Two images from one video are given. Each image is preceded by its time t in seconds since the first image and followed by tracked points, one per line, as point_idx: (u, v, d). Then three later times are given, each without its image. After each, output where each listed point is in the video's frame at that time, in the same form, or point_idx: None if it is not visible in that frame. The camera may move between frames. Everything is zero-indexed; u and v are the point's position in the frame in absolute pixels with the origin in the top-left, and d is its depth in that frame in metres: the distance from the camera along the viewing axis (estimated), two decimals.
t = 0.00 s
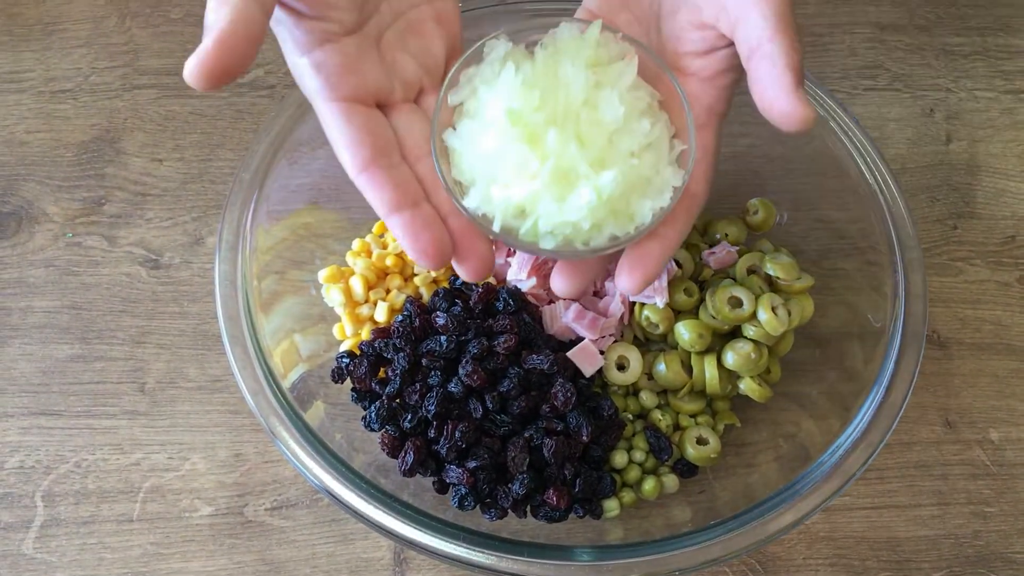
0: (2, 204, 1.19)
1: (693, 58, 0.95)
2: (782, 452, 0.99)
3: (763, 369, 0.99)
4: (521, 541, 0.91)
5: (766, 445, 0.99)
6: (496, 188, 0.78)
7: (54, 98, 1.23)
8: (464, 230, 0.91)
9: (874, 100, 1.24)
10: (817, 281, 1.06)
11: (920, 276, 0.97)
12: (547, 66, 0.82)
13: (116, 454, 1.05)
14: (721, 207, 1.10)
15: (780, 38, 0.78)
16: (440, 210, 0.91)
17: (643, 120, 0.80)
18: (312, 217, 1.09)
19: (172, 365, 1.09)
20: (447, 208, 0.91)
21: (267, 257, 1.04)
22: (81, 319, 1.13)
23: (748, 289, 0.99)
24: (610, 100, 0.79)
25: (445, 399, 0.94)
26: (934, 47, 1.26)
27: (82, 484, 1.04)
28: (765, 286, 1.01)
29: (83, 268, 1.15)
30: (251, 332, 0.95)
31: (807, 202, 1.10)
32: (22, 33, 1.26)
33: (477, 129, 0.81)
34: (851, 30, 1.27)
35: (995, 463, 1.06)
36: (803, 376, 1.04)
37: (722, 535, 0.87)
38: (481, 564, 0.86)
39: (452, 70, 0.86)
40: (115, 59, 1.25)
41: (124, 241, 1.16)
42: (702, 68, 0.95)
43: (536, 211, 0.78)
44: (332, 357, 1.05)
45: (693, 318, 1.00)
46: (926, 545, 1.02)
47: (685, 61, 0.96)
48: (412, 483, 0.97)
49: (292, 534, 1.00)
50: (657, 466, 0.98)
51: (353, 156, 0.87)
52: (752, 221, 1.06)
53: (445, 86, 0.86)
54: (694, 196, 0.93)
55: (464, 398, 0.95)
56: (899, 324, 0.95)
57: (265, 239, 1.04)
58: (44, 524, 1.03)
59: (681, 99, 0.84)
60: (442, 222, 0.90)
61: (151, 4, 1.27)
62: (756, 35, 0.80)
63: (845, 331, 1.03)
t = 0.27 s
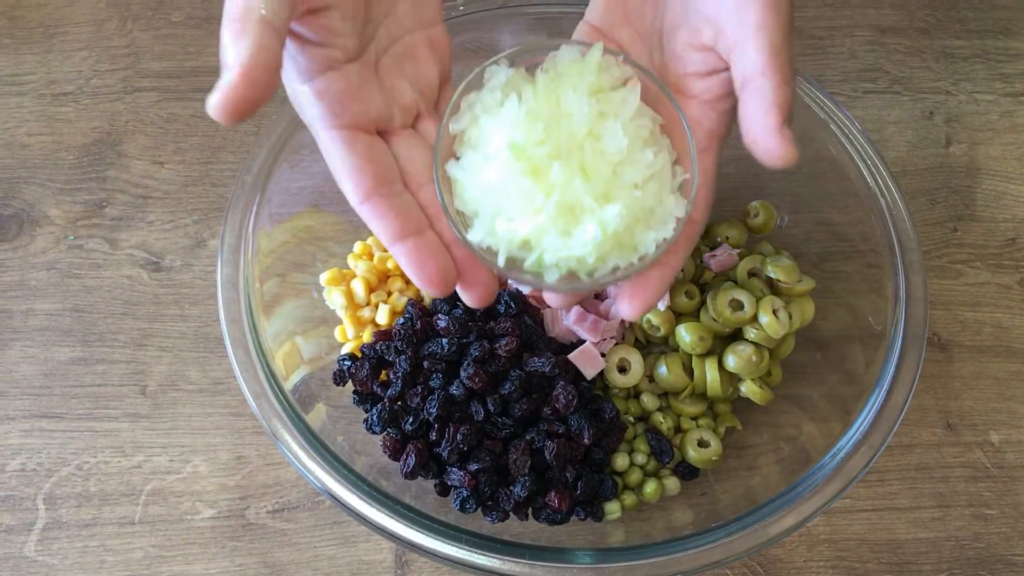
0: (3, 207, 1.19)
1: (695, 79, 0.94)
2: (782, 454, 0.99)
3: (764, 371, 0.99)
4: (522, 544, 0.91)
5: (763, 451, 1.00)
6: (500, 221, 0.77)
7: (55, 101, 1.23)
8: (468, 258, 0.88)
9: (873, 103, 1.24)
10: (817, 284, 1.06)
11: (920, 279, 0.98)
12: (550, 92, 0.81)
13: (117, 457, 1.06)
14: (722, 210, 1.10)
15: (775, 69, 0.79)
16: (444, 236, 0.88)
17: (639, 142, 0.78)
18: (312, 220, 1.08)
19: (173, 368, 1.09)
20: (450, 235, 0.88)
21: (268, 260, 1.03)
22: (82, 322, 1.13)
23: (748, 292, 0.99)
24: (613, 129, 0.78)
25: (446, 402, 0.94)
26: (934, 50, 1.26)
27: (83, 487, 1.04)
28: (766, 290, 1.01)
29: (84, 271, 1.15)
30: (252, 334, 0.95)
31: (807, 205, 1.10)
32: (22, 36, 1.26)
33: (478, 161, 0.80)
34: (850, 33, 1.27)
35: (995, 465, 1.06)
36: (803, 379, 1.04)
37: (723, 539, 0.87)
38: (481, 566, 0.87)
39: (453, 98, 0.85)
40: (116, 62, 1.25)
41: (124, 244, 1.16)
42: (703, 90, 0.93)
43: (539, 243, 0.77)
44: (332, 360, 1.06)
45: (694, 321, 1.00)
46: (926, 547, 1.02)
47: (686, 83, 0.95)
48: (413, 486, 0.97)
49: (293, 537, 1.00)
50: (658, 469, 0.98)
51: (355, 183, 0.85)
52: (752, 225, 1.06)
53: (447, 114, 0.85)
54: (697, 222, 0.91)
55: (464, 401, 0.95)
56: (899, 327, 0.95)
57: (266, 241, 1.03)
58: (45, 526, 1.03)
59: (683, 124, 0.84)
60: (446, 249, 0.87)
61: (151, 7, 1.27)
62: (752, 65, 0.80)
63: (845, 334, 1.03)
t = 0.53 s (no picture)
0: (2, 208, 1.19)
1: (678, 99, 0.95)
2: (780, 456, 0.99)
3: (762, 373, 0.99)
4: (521, 545, 0.91)
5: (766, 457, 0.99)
6: (493, 267, 0.73)
7: (54, 102, 1.23)
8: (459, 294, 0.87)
9: (871, 105, 1.24)
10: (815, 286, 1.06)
11: (918, 280, 0.98)
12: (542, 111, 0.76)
13: (116, 458, 1.06)
14: (720, 212, 1.10)
15: (752, 95, 0.81)
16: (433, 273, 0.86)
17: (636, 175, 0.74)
18: (310, 221, 1.06)
19: (172, 370, 1.09)
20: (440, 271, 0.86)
21: (266, 262, 1.03)
22: (81, 323, 1.13)
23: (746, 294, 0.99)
24: (613, 165, 0.73)
25: (445, 403, 0.95)
26: (932, 52, 1.27)
27: (82, 489, 1.04)
28: (764, 291, 1.01)
29: (83, 272, 1.15)
30: (251, 336, 0.95)
31: (805, 207, 1.10)
32: (21, 38, 1.27)
33: (469, 198, 0.74)
34: (848, 35, 1.27)
35: (993, 466, 1.06)
36: (801, 380, 1.04)
37: (721, 540, 0.87)
38: (481, 567, 0.87)
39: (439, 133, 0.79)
40: (115, 63, 1.25)
41: (123, 246, 1.16)
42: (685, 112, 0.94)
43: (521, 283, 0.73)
44: (332, 361, 1.06)
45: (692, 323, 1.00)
46: (924, 548, 1.02)
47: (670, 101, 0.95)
48: (412, 487, 0.97)
49: (292, 538, 1.00)
50: (657, 471, 0.98)
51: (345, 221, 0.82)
52: (751, 226, 1.06)
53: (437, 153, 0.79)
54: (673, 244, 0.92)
55: (463, 402, 0.95)
56: (897, 329, 0.95)
57: (266, 243, 1.03)
58: (44, 528, 1.03)
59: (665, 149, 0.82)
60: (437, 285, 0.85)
61: (150, 9, 1.27)
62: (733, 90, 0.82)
63: (843, 336, 1.03)
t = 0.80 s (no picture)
0: None
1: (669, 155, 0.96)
2: (776, 455, 0.98)
3: (757, 372, 1.00)
4: (516, 543, 0.91)
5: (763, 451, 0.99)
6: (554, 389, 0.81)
7: (48, 101, 1.23)
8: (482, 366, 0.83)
9: (866, 104, 1.24)
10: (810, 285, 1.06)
11: (913, 279, 0.97)
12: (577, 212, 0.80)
13: (111, 458, 1.05)
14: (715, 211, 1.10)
15: (748, 188, 0.86)
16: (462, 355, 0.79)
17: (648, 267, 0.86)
18: (307, 220, 1.05)
19: (167, 369, 1.09)
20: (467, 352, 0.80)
21: (261, 261, 1.03)
22: (75, 322, 1.12)
23: (742, 293, 1.00)
24: (669, 300, 0.81)
25: (440, 402, 0.94)
26: (927, 51, 1.27)
27: (77, 488, 1.04)
28: (759, 290, 1.01)
29: (78, 272, 1.15)
30: (246, 335, 0.95)
31: (800, 205, 1.10)
32: (16, 37, 1.26)
33: (549, 335, 0.75)
34: (844, 34, 1.28)
35: (988, 465, 1.06)
36: (796, 379, 1.04)
37: (716, 539, 0.87)
38: (475, 566, 0.86)
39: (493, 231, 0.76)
40: (110, 62, 1.25)
41: (118, 245, 1.16)
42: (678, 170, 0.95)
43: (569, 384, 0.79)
44: (326, 360, 1.06)
45: (688, 322, 1.01)
46: (919, 547, 1.02)
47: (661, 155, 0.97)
48: (407, 487, 0.97)
49: (287, 538, 1.00)
50: (652, 470, 0.98)
51: (434, 309, 0.64)
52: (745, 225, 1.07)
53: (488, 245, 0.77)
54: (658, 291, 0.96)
55: (459, 401, 0.94)
56: (892, 328, 0.95)
57: (260, 242, 1.03)
58: (38, 528, 1.03)
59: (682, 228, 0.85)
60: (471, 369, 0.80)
61: (145, 8, 1.27)
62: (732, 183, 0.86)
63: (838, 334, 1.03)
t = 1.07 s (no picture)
0: None
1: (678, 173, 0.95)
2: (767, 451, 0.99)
3: (748, 368, 1.01)
4: (504, 540, 0.90)
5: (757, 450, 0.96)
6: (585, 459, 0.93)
7: (38, 99, 1.23)
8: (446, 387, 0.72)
9: (858, 100, 1.24)
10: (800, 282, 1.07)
11: (903, 275, 0.97)
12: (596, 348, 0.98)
13: (101, 456, 1.05)
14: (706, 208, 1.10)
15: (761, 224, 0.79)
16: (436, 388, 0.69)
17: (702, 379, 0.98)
18: (297, 218, 1.06)
19: (157, 367, 1.09)
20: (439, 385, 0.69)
21: (251, 259, 1.03)
22: (65, 321, 1.12)
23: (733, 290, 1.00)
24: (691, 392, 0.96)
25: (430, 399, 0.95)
26: (919, 48, 1.27)
27: (66, 487, 1.04)
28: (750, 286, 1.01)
29: (68, 270, 1.14)
30: (235, 333, 0.94)
31: (791, 202, 1.10)
32: (6, 35, 1.26)
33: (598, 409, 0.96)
34: (836, 31, 1.28)
35: (980, 461, 1.06)
36: (787, 376, 1.04)
37: (707, 536, 0.86)
38: (464, 563, 0.86)
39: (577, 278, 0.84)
40: (100, 60, 1.24)
41: (108, 243, 1.16)
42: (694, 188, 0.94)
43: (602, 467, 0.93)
44: (317, 359, 1.05)
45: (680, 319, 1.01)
46: (911, 544, 1.02)
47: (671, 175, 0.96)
48: (398, 484, 0.96)
49: (278, 536, 1.00)
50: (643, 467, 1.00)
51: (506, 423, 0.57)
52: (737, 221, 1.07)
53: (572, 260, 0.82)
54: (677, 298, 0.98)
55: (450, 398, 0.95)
56: (882, 324, 0.94)
57: (250, 240, 1.03)
58: (27, 527, 1.03)
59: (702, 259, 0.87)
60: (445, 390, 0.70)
61: (137, 6, 1.27)
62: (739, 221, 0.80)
63: (829, 331, 1.03)
